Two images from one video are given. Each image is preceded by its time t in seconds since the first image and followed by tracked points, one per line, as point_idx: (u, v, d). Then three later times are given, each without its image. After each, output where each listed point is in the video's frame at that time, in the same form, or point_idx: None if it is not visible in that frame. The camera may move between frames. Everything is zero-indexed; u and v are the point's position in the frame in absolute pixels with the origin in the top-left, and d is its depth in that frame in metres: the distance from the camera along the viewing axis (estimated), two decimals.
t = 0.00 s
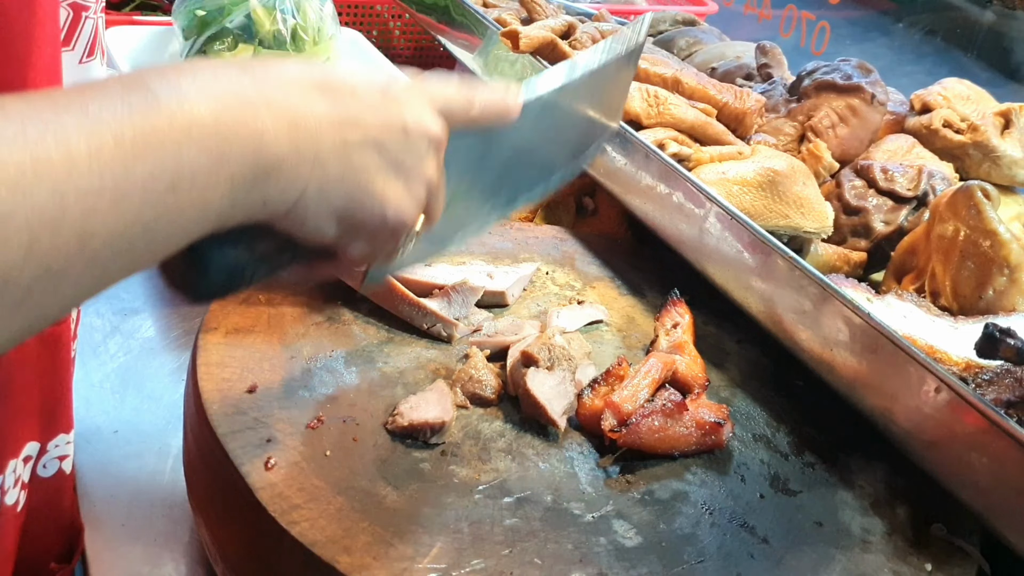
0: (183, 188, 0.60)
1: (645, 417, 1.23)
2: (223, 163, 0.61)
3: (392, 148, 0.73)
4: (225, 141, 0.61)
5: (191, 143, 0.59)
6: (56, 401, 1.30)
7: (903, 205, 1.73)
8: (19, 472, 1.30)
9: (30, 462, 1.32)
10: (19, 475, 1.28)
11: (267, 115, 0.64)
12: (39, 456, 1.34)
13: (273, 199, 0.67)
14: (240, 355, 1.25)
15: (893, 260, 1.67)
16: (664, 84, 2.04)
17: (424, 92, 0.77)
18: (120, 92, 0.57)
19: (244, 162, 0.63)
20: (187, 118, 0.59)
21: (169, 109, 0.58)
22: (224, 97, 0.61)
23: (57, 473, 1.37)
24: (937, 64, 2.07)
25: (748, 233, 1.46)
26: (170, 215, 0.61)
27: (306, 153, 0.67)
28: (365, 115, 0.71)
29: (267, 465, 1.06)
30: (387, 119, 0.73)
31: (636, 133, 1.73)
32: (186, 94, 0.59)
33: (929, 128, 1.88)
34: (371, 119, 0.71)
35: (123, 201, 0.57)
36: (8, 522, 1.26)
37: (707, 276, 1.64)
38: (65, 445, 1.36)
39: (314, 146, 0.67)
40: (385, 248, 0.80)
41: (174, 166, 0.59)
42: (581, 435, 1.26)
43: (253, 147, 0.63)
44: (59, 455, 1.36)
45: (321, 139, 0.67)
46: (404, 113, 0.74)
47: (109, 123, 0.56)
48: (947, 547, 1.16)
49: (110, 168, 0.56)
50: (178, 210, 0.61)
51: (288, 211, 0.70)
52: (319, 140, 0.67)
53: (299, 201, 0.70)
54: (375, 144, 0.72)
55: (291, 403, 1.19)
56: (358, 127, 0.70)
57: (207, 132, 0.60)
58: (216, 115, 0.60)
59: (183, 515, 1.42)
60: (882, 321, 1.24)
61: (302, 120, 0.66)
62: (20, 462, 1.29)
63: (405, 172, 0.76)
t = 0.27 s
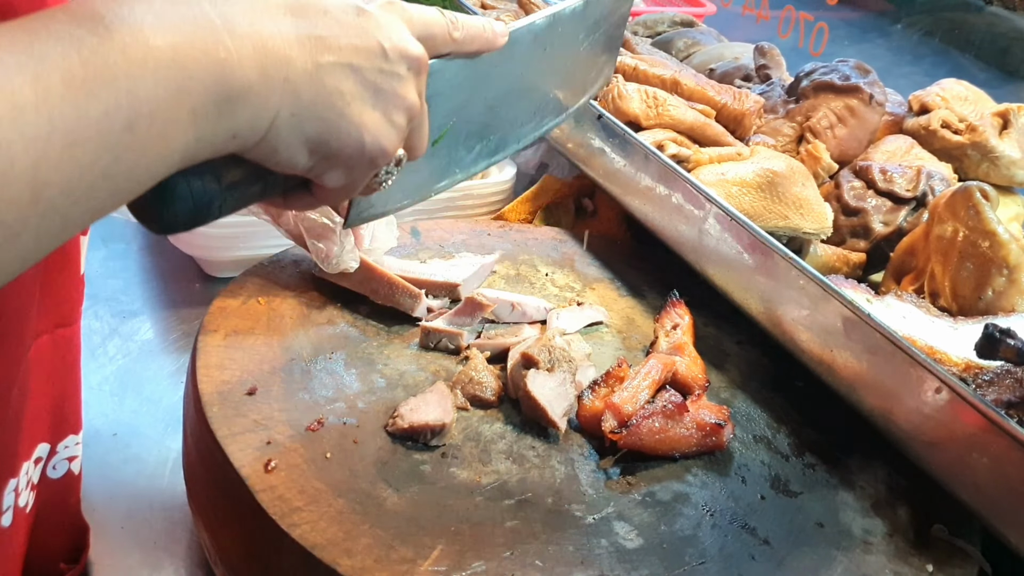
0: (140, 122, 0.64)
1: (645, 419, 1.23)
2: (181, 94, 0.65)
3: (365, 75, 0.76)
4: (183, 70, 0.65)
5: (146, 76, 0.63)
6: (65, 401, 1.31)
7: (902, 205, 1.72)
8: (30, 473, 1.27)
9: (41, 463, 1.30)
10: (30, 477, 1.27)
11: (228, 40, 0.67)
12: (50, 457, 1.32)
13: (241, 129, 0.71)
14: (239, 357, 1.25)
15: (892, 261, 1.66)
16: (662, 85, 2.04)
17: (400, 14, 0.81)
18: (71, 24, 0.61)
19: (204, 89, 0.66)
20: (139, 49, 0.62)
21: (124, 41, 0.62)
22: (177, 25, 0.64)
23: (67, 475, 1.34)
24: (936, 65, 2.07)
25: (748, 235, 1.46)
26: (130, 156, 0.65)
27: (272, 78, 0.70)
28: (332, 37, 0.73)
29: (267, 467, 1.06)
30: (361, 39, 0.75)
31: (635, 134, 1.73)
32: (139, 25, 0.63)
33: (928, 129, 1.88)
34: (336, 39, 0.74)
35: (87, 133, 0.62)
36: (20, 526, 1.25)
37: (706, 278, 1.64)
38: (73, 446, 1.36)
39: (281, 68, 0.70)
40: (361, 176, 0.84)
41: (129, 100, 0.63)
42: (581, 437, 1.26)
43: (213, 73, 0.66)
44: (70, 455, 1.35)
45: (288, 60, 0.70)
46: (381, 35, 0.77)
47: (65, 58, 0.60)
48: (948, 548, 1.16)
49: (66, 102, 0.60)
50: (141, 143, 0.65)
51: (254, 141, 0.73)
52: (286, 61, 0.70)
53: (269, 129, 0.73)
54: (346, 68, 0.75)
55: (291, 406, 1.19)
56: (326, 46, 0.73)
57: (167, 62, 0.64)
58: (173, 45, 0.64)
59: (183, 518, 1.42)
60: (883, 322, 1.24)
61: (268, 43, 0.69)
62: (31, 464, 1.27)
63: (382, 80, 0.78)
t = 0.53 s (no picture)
0: (148, 223, 0.59)
1: (643, 420, 1.23)
2: (197, 193, 0.61)
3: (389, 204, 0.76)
4: (202, 174, 0.61)
5: (176, 159, 0.59)
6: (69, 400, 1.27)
7: (899, 206, 1.73)
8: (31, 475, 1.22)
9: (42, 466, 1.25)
10: (31, 479, 1.22)
11: (246, 124, 0.64)
12: (52, 459, 1.27)
13: (249, 240, 0.67)
14: (236, 359, 1.24)
15: (889, 261, 1.67)
16: (659, 86, 2.04)
17: (417, 149, 0.82)
18: (88, 113, 0.57)
19: (220, 196, 0.62)
20: (165, 141, 0.59)
21: (148, 134, 0.58)
22: (200, 122, 0.61)
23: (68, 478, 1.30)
24: (932, 67, 2.07)
25: (745, 235, 1.46)
26: (128, 256, 0.59)
27: (293, 191, 0.67)
28: (353, 156, 0.72)
29: (264, 469, 1.06)
30: (384, 171, 0.75)
31: (632, 136, 1.73)
32: (164, 118, 0.60)
33: (925, 130, 1.88)
34: (357, 155, 0.73)
35: (86, 229, 0.56)
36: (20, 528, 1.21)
37: (704, 278, 1.64)
38: (76, 447, 1.31)
39: (303, 185, 0.67)
40: (358, 295, 0.80)
41: (140, 197, 0.58)
42: (580, 437, 1.26)
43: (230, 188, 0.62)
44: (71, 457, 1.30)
45: (310, 173, 0.68)
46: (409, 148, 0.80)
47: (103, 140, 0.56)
48: (946, 548, 1.16)
49: (90, 191, 0.55)
50: (143, 245, 0.60)
51: (260, 252, 0.69)
52: (309, 176, 0.68)
53: (279, 241, 0.69)
54: (365, 189, 0.73)
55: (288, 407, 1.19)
56: (344, 168, 0.71)
57: (198, 161, 0.60)
58: (195, 144, 0.60)
59: (180, 521, 1.42)
60: (881, 323, 1.24)
61: (293, 159, 0.67)
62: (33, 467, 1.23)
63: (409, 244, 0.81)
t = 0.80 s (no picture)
0: (127, 225, 0.62)
1: (639, 419, 1.23)
2: (165, 209, 0.64)
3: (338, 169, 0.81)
4: (171, 186, 0.64)
5: (146, 181, 0.63)
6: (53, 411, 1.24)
7: (894, 205, 1.73)
8: (14, 490, 1.20)
9: (26, 480, 1.23)
10: (14, 493, 1.20)
11: (218, 158, 0.68)
12: (37, 473, 1.24)
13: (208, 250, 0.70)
14: (231, 361, 1.24)
15: (884, 260, 1.67)
16: (654, 87, 2.05)
17: (365, 161, 0.87)
18: (64, 130, 0.60)
19: (189, 202, 0.66)
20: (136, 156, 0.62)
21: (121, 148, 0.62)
22: (172, 137, 0.65)
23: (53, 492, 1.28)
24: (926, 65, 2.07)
25: (740, 234, 1.46)
26: (88, 274, 0.62)
27: (249, 199, 0.70)
28: (302, 160, 0.76)
29: (259, 471, 1.06)
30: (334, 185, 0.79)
31: (627, 136, 1.73)
32: (135, 133, 0.63)
33: (919, 128, 1.88)
34: (306, 161, 0.76)
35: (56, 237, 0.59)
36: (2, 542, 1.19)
37: (699, 278, 1.64)
38: (62, 461, 1.29)
39: (257, 191, 0.71)
40: (311, 299, 0.83)
41: (120, 207, 0.62)
42: (576, 437, 1.26)
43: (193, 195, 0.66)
44: (55, 471, 1.28)
45: (264, 185, 0.71)
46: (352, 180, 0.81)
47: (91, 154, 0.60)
48: (942, 545, 1.16)
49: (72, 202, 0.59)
50: (119, 250, 0.63)
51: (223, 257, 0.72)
52: (262, 184, 0.71)
53: (237, 250, 0.72)
54: (315, 199, 0.76)
55: (283, 410, 1.19)
56: (297, 176, 0.75)
57: (165, 167, 0.64)
58: (162, 154, 0.64)
59: (176, 523, 1.42)
60: (876, 321, 1.24)
61: (242, 159, 0.70)
62: (15, 481, 1.20)
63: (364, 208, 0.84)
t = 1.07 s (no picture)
0: (44, 243, 0.59)
1: (634, 423, 1.23)
2: (91, 241, 0.61)
3: (315, 179, 0.69)
4: (97, 246, 0.62)
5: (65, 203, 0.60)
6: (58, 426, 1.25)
7: (887, 207, 1.74)
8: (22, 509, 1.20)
9: (32, 498, 1.22)
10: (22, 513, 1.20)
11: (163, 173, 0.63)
12: (43, 491, 1.24)
13: (151, 311, 0.68)
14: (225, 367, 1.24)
15: (879, 262, 1.67)
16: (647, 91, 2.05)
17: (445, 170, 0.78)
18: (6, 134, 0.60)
19: (107, 274, 0.63)
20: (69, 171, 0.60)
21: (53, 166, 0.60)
22: (103, 153, 0.62)
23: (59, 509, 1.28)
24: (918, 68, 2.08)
25: (734, 238, 1.46)
26: None
27: (191, 260, 0.66)
28: (295, 219, 0.69)
29: (254, 478, 1.06)
30: (307, 165, 0.69)
31: (621, 140, 1.74)
32: (75, 154, 0.61)
33: (912, 131, 1.89)
34: (299, 216, 0.69)
35: None
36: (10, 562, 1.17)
37: (694, 281, 1.64)
38: (68, 478, 1.29)
39: (209, 256, 0.66)
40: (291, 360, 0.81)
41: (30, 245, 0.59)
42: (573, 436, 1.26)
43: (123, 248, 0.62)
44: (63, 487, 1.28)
45: (215, 230, 0.66)
46: (337, 165, 0.71)
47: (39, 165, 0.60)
48: (937, 548, 1.16)
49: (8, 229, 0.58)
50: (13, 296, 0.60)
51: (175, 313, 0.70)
52: (204, 224, 0.65)
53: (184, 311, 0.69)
54: (301, 254, 0.71)
55: (278, 416, 1.18)
56: (296, 229, 0.69)
57: (91, 189, 0.61)
58: (111, 176, 0.61)
59: (171, 530, 1.42)
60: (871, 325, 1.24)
61: (200, 202, 0.65)
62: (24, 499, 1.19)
63: (358, 242, 0.73)
